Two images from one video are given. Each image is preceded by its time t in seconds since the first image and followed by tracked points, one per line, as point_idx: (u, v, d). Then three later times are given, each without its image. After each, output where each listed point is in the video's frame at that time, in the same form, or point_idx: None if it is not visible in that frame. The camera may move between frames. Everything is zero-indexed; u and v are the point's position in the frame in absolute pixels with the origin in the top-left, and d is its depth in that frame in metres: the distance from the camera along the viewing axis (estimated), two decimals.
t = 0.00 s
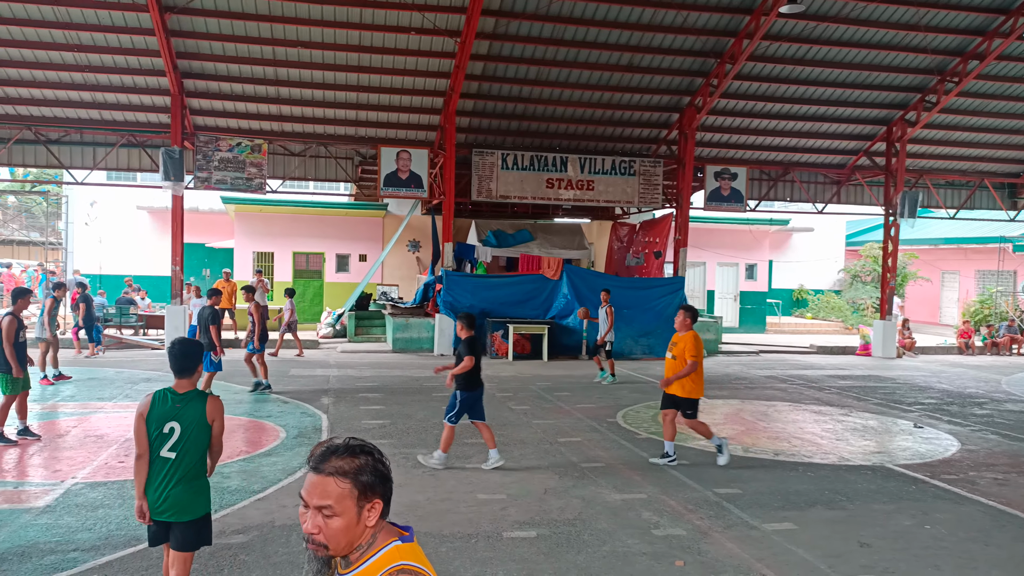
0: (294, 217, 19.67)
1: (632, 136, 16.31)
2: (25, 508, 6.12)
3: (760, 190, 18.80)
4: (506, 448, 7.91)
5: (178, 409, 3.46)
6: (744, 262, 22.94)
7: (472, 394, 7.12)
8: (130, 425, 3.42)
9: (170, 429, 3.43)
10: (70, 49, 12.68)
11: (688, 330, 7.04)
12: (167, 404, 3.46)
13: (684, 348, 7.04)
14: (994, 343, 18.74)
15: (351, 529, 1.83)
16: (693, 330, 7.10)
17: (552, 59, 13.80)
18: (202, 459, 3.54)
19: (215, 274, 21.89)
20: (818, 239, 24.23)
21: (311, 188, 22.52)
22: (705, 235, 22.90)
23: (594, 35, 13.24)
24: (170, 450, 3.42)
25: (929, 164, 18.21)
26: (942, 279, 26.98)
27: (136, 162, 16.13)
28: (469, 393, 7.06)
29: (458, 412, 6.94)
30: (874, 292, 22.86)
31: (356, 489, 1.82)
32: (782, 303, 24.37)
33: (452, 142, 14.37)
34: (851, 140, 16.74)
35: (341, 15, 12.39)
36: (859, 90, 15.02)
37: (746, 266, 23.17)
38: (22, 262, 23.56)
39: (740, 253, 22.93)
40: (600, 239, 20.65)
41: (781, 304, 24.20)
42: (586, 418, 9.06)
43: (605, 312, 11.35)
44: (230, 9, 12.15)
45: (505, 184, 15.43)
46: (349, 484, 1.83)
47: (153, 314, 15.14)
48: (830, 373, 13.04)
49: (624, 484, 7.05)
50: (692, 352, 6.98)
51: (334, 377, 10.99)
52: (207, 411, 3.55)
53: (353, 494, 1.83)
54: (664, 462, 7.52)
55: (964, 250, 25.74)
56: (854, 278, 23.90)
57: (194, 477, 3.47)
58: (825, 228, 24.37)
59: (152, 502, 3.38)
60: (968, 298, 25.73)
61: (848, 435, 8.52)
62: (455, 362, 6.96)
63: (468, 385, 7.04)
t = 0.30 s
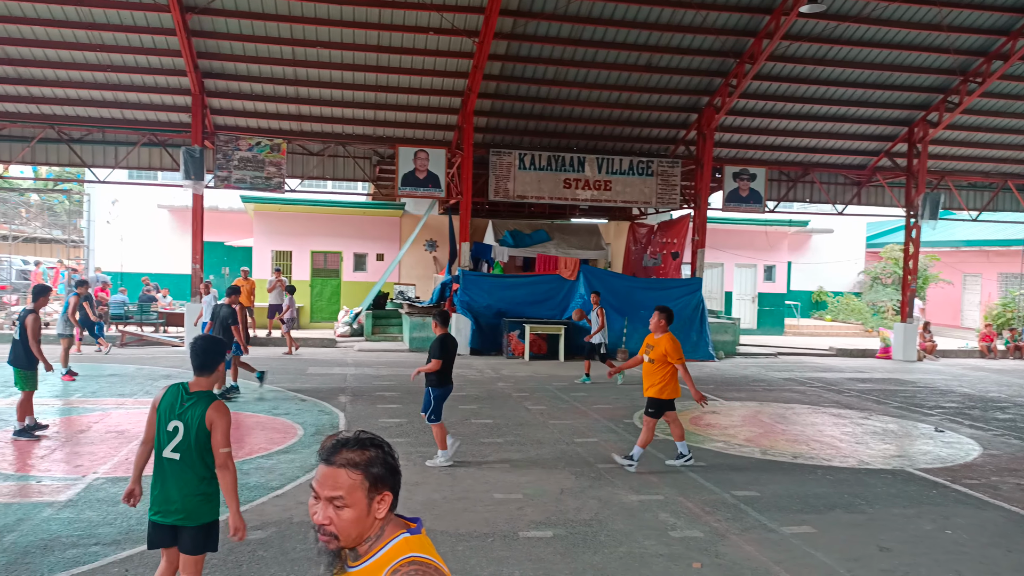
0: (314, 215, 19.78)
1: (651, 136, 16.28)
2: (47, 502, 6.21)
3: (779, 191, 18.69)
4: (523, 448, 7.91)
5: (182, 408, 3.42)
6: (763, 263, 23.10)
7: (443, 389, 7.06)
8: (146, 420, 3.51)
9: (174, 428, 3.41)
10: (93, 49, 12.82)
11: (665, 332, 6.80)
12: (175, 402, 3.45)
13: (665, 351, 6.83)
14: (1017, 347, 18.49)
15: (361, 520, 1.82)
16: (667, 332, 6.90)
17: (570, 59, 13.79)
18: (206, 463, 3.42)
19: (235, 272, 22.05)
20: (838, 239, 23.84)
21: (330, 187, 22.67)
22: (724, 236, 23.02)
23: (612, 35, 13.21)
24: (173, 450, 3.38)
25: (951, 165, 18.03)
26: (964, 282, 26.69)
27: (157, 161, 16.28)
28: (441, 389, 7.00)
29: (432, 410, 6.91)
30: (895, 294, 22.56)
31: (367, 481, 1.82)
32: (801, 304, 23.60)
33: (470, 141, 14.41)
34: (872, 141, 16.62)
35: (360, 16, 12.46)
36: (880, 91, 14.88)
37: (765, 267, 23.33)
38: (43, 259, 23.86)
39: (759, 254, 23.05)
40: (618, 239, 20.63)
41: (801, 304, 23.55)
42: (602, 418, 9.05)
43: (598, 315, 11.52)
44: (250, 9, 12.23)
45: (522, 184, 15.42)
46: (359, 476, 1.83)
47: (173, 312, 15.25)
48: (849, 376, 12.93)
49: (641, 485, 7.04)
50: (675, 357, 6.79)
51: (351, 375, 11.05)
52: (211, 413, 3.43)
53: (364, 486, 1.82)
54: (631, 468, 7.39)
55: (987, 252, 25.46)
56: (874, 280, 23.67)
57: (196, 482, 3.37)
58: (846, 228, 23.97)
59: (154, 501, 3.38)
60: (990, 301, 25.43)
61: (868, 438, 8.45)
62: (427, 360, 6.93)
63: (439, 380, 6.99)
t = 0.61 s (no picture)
0: (352, 214, 20.04)
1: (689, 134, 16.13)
2: (94, 494, 6.37)
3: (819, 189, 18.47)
4: (559, 447, 7.91)
5: (214, 410, 3.29)
6: (802, 262, 22.91)
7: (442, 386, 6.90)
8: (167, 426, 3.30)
9: (208, 430, 3.27)
10: (137, 52, 13.09)
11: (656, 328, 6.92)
12: (205, 406, 3.30)
13: (654, 346, 6.93)
14: None
15: (413, 515, 1.74)
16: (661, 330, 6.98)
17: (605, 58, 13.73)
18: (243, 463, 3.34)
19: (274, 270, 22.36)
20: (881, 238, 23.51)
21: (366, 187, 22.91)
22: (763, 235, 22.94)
23: (649, 33, 13.15)
24: (209, 453, 3.26)
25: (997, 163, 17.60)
26: (1011, 282, 26.04)
27: (199, 161, 16.59)
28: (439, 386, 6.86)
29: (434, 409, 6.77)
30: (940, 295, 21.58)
31: (420, 475, 1.74)
32: (841, 305, 23.24)
33: (505, 140, 14.43)
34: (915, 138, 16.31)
35: (398, 17, 12.55)
36: (923, 88, 14.58)
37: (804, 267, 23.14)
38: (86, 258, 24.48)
39: (799, 253, 22.87)
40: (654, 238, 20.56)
41: (841, 305, 23.23)
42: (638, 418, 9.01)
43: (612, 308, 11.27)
44: (290, 12, 12.39)
45: (558, 183, 15.41)
46: (413, 469, 1.75)
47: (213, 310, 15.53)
48: (891, 378, 12.69)
49: (679, 486, 6.99)
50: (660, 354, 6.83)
51: (387, 373, 11.17)
52: (246, 413, 3.31)
53: (417, 479, 1.75)
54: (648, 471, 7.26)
55: None
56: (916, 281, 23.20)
57: (235, 483, 3.29)
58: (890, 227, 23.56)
59: (190, 508, 3.24)
60: None
61: (912, 441, 8.29)
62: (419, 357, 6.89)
63: (438, 379, 6.87)
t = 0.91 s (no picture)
0: (397, 211, 20.14)
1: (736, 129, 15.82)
2: (150, 484, 6.54)
3: (872, 185, 18.20)
4: (603, 445, 7.89)
5: (259, 416, 3.34)
6: (854, 260, 22.43)
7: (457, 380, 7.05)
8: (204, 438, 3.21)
9: (254, 437, 3.31)
10: (191, 54, 13.42)
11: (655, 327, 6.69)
12: (247, 412, 3.33)
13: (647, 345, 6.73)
14: None
15: (474, 506, 1.74)
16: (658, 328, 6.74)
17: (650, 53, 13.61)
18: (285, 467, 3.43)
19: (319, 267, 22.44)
20: (936, 233, 22.78)
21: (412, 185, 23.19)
22: (814, 233, 22.65)
23: (696, 26, 13.02)
24: (255, 460, 3.30)
25: None
26: None
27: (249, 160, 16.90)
28: (453, 379, 6.98)
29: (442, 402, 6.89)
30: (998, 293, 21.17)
31: (481, 465, 1.75)
32: (895, 304, 22.63)
33: (549, 137, 14.42)
34: (973, 132, 15.83)
35: (445, 16, 12.64)
36: (980, 79, 14.17)
37: (856, 265, 22.67)
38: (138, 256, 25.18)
39: (850, 250, 22.43)
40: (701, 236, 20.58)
41: (896, 304, 22.60)
42: (684, 417, 8.94)
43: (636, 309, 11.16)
44: (337, 12, 12.56)
45: (602, 180, 15.33)
46: (474, 460, 1.76)
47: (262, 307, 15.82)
48: (946, 379, 12.33)
49: (726, 487, 6.90)
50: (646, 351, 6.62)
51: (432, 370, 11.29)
52: (289, 416, 3.44)
53: (478, 470, 1.75)
54: (690, 471, 7.13)
55: None
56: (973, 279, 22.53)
57: (280, 488, 3.35)
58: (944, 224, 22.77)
59: (240, 519, 3.21)
60: None
61: (970, 444, 8.06)
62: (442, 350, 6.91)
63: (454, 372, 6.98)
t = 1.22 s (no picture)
0: (437, 216, 20.28)
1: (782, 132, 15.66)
2: (198, 485, 6.67)
3: (922, 188, 17.87)
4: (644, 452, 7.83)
5: (303, 416, 3.25)
6: (904, 265, 22.04)
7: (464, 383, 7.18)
8: (252, 446, 3.07)
9: (302, 438, 3.23)
10: (239, 63, 13.77)
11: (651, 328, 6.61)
12: (291, 414, 3.21)
13: (646, 347, 6.60)
14: None
15: (521, 511, 1.71)
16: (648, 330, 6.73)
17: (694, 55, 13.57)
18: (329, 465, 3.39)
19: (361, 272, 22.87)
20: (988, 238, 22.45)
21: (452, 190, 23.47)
22: (860, 237, 22.23)
23: (740, 28, 12.94)
24: (304, 461, 3.23)
25: None
26: None
27: (293, 167, 17.20)
28: (462, 383, 7.07)
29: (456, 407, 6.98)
30: None
31: (529, 471, 1.72)
32: (946, 310, 22.09)
33: (589, 141, 14.45)
34: None
35: (486, 22, 12.80)
36: None
37: (906, 269, 22.24)
38: (183, 262, 25.79)
39: (900, 255, 22.01)
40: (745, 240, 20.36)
41: (946, 310, 22.10)
42: (727, 424, 8.84)
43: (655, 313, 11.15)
44: (381, 19, 12.82)
45: (643, 184, 15.29)
46: (521, 466, 1.73)
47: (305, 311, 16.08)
48: (1000, 387, 11.96)
49: (771, 496, 6.78)
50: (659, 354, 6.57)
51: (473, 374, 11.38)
52: (327, 413, 3.39)
53: (526, 476, 1.72)
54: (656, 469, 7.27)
55: None
56: None
57: (325, 486, 3.32)
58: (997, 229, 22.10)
59: (297, 521, 3.15)
60: None
61: None
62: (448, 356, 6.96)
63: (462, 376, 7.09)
